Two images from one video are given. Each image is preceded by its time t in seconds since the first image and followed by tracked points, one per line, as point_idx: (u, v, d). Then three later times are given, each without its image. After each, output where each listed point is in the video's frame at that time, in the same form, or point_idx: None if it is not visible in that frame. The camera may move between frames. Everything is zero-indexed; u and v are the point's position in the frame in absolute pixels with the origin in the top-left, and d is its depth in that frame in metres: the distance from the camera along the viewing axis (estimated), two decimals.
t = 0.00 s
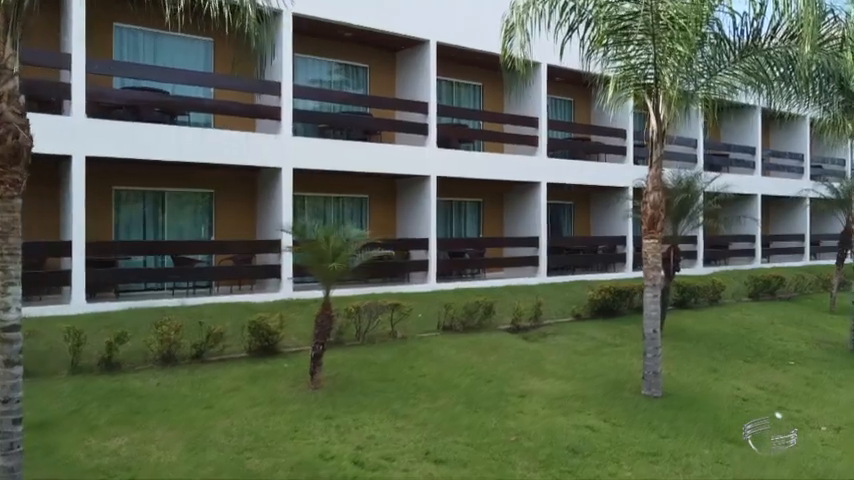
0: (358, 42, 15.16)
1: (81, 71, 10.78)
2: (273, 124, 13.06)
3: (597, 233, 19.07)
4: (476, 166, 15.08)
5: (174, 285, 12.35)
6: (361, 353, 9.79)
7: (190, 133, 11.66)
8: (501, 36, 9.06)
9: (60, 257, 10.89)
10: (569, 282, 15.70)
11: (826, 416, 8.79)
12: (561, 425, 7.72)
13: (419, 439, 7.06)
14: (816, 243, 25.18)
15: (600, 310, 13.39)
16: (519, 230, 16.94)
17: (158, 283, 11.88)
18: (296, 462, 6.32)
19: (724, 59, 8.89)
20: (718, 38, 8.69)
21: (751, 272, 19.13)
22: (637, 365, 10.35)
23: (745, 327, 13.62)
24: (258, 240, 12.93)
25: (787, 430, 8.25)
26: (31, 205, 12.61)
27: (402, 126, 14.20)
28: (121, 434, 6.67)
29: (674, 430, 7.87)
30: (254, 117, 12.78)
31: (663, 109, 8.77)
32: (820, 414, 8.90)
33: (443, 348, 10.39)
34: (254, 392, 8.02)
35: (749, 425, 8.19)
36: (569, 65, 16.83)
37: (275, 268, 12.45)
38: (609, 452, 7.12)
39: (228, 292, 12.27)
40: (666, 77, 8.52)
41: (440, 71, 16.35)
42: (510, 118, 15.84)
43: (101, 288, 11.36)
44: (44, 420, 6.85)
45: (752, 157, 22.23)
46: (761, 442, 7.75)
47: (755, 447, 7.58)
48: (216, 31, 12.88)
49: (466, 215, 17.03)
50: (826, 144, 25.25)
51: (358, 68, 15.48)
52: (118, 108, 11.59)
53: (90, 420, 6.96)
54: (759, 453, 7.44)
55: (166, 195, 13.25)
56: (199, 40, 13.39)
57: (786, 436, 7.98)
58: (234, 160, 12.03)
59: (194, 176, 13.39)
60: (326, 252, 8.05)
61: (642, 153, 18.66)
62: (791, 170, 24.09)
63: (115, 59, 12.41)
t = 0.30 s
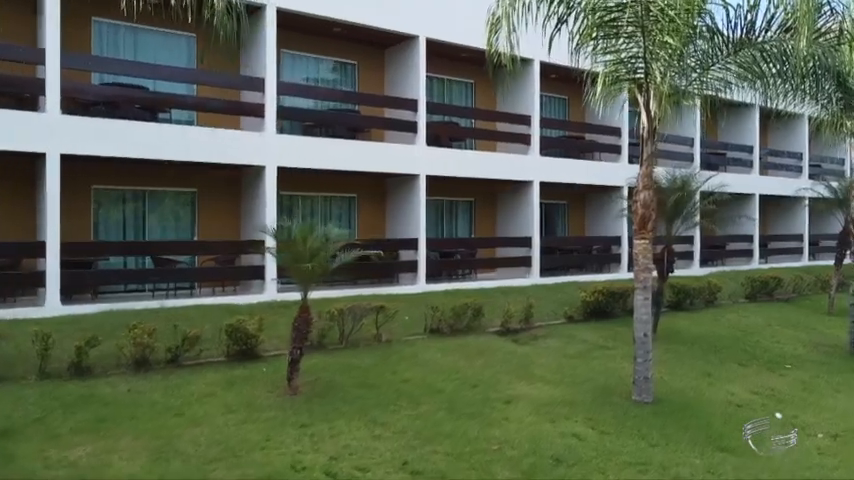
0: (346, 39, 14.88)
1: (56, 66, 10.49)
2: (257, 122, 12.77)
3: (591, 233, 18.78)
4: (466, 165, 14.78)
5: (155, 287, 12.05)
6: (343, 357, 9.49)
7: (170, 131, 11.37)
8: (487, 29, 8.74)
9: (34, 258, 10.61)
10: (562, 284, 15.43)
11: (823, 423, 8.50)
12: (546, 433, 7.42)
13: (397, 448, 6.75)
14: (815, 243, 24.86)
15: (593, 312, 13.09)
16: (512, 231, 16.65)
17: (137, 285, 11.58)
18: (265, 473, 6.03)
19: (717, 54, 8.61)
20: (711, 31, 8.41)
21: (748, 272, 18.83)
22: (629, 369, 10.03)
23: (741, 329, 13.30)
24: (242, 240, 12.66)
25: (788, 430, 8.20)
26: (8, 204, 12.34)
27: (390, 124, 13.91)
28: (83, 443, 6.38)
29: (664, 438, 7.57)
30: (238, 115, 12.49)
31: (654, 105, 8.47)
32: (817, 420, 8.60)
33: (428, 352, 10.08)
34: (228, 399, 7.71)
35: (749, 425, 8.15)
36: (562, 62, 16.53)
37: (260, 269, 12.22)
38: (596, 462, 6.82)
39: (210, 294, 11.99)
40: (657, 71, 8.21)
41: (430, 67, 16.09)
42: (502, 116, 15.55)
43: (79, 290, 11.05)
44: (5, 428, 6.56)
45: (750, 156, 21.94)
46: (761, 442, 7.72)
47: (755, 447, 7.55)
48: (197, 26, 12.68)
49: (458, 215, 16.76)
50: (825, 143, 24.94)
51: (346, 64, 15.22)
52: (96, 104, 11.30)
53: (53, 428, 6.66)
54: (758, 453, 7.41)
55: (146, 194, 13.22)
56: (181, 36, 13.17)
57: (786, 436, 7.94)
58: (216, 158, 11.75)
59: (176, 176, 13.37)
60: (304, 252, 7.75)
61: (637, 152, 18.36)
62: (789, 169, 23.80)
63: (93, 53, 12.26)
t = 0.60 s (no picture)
0: (332, 33, 14.60)
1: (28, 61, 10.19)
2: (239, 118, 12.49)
3: (585, 234, 18.47)
4: (456, 163, 14.49)
5: (135, 289, 11.77)
6: (323, 361, 9.18)
7: (149, 128, 11.09)
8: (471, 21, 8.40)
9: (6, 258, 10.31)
10: (555, 285, 15.14)
11: (818, 430, 8.19)
12: (529, 441, 7.12)
13: (371, 459, 6.44)
14: (814, 244, 24.55)
15: (585, 314, 12.78)
16: (504, 231, 16.34)
17: (115, 286, 11.30)
18: None
19: (709, 47, 8.29)
20: (702, 24, 8.09)
21: (744, 273, 18.53)
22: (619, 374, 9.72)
23: (737, 332, 13.00)
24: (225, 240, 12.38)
25: (788, 430, 8.14)
26: None
27: (377, 122, 13.61)
28: (39, 454, 6.09)
29: (652, 447, 7.26)
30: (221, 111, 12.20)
31: (644, 100, 8.15)
32: (813, 427, 8.29)
33: (412, 355, 9.77)
34: (198, 405, 7.41)
35: (749, 425, 8.10)
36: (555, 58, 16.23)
37: (241, 270, 11.96)
38: (579, 473, 6.51)
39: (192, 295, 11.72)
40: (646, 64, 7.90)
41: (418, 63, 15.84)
42: (493, 114, 15.25)
43: (54, 292, 10.76)
44: None
45: (747, 155, 21.64)
46: (761, 442, 7.67)
47: (755, 447, 7.50)
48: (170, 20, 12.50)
49: (449, 215, 16.47)
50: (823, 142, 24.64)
51: (333, 60, 14.96)
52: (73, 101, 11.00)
53: (8, 438, 6.37)
54: (758, 453, 7.37)
55: (125, 193, 13.14)
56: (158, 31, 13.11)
57: (786, 436, 7.88)
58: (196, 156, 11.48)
59: (156, 175, 13.25)
60: (277, 253, 7.48)
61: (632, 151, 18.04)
62: (787, 169, 23.51)
63: (68, 48, 12.23)
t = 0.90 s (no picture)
0: (317, 29, 14.31)
1: None
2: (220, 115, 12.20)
3: (578, 234, 18.16)
4: (445, 162, 14.22)
5: (112, 291, 11.49)
6: (300, 365, 8.86)
7: (126, 125, 10.82)
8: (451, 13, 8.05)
9: None
10: (547, 286, 14.84)
11: (813, 438, 7.87)
12: (509, 451, 6.80)
13: (340, 470, 6.13)
14: (813, 244, 24.24)
15: (576, 316, 12.45)
16: (495, 231, 16.03)
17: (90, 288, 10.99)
18: None
19: (699, 39, 7.97)
20: (692, 16, 7.76)
21: (741, 273, 18.20)
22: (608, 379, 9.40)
23: (732, 334, 12.68)
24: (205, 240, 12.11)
25: (788, 430, 8.11)
26: None
27: (363, 119, 13.31)
28: None
29: (638, 456, 6.94)
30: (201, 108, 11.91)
31: (631, 95, 7.82)
32: (808, 434, 7.97)
33: (394, 359, 9.45)
34: (164, 413, 7.09)
35: (749, 425, 8.07)
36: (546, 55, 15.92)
37: (221, 272, 11.72)
38: None
39: (171, 297, 11.44)
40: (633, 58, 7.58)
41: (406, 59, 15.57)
42: (483, 111, 14.94)
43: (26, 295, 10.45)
44: None
45: (744, 154, 21.35)
46: (761, 442, 7.63)
47: (756, 447, 7.47)
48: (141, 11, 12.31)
49: (438, 214, 16.16)
50: (822, 140, 24.32)
51: (319, 56, 14.68)
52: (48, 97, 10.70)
53: None
54: (759, 453, 7.33)
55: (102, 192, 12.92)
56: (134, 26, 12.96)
57: (786, 436, 7.84)
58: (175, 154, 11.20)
59: (134, 174, 13.10)
60: (248, 254, 7.17)
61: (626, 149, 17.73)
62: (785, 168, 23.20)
63: (43, 43, 12.08)
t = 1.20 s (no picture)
0: (301, 23, 14.01)
1: None
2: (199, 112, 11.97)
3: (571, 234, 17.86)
4: (432, 160, 13.94)
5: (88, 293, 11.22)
6: (276, 370, 8.55)
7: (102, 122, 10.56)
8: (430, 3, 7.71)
9: None
10: (538, 287, 14.53)
11: (806, 446, 7.56)
12: (486, 461, 6.49)
13: None
14: (810, 244, 23.95)
15: (565, 318, 12.14)
16: (485, 231, 15.72)
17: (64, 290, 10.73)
18: None
19: (688, 31, 7.65)
20: (681, 7, 7.44)
21: (737, 274, 17.88)
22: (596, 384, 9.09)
23: (726, 337, 12.36)
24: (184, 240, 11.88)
25: (788, 430, 8.06)
26: None
27: (348, 116, 13.01)
28: None
29: (622, 466, 6.63)
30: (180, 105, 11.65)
31: (617, 90, 7.48)
32: (801, 443, 7.66)
33: (374, 363, 9.14)
34: (127, 421, 6.78)
35: (749, 425, 8.03)
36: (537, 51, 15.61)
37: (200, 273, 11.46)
38: None
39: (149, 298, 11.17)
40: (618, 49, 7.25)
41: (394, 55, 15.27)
42: (472, 107, 14.63)
43: None
44: None
45: (740, 152, 21.05)
46: (761, 442, 7.59)
47: (755, 447, 7.42)
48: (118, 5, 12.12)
49: (428, 214, 15.86)
50: (819, 139, 24.03)
51: (304, 52, 14.38)
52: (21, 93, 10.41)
53: None
54: (760, 453, 7.28)
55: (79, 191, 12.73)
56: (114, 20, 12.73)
57: (786, 436, 7.79)
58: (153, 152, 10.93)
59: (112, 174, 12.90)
60: (217, 255, 6.85)
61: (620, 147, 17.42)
62: (782, 167, 22.92)
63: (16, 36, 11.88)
